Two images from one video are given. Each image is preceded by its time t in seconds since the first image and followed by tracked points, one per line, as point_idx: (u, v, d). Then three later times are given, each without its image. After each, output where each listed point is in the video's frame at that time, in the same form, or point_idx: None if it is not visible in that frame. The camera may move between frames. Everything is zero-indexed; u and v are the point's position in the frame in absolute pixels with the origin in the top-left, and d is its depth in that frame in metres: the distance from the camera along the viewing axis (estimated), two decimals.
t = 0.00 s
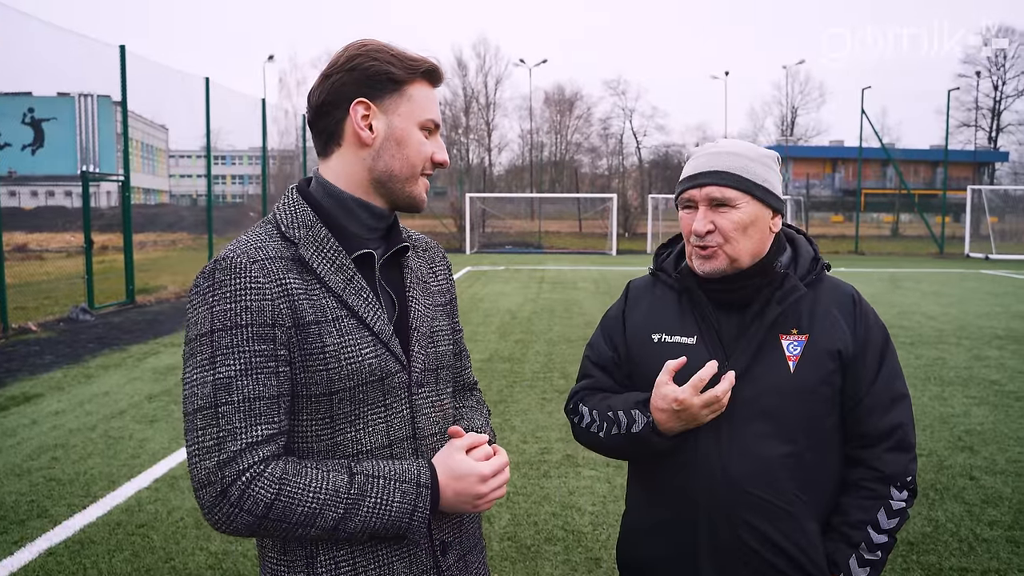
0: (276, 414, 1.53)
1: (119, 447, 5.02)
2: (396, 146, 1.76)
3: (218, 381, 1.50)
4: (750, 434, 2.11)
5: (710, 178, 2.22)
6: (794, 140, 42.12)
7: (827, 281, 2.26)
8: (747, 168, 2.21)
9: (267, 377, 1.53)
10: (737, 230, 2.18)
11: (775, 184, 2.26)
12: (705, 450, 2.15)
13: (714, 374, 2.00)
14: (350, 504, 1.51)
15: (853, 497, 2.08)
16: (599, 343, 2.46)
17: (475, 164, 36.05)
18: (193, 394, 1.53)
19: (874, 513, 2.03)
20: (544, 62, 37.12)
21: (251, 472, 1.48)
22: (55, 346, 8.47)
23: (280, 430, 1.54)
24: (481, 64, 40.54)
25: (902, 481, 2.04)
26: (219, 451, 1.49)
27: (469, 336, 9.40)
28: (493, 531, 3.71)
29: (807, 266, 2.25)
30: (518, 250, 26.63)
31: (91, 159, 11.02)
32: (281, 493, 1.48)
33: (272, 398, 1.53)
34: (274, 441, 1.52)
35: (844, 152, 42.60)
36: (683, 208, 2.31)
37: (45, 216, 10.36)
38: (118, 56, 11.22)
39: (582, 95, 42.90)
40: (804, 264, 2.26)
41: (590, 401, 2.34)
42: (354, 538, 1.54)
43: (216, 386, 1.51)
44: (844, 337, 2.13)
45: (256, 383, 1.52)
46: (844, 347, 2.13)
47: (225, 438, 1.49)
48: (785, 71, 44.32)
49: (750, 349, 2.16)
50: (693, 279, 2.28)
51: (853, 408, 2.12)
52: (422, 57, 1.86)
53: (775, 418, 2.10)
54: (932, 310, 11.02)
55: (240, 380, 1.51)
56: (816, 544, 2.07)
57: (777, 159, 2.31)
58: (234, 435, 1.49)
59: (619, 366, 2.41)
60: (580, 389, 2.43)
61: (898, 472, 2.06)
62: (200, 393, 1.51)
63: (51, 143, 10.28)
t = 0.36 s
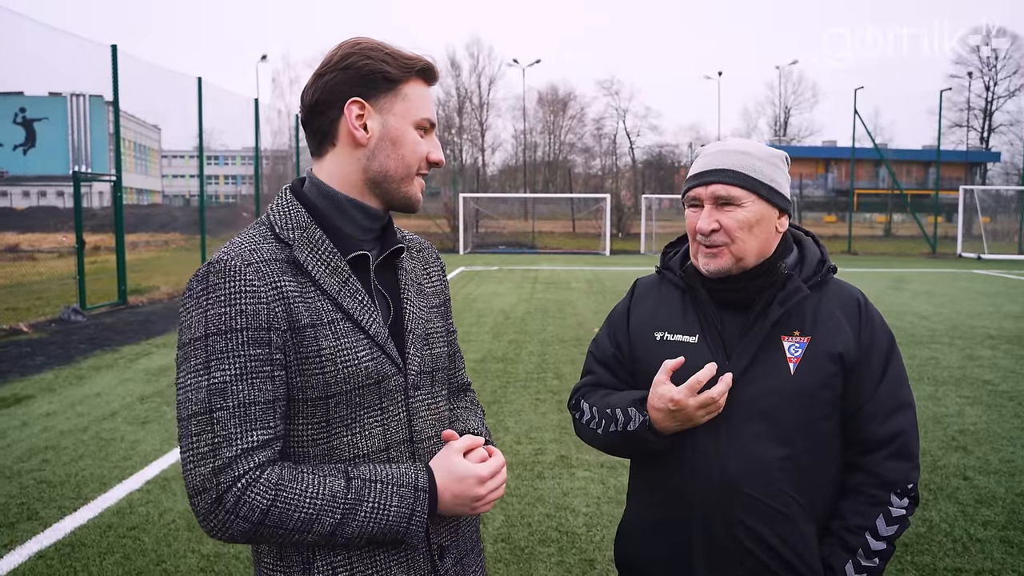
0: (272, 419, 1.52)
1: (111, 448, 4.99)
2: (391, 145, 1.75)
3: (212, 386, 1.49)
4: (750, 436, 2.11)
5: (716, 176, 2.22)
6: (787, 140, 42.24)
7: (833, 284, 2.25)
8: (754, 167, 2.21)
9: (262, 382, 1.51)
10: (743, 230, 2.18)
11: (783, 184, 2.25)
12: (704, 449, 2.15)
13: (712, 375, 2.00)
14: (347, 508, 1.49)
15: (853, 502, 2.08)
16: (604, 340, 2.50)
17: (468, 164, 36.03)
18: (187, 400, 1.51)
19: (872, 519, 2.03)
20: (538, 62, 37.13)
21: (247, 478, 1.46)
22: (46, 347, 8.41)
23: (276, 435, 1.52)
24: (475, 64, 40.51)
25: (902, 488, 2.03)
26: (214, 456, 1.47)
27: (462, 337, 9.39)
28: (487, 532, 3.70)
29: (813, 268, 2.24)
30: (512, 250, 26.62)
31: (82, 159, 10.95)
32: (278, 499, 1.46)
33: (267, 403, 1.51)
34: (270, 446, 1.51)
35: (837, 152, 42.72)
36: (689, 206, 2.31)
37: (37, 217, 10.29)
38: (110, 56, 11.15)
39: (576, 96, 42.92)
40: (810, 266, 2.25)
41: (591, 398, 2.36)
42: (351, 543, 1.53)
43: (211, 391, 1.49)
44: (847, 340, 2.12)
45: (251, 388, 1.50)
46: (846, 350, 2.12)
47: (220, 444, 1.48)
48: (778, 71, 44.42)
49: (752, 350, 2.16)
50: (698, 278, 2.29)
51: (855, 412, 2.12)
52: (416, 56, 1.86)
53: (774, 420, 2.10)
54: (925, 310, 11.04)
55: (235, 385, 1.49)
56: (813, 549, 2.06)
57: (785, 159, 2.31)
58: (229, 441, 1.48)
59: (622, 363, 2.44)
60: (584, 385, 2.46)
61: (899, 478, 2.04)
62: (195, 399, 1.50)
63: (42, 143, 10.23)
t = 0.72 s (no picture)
0: (255, 424, 1.50)
1: (104, 449, 4.97)
2: (374, 142, 1.74)
3: (193, 391, 1.47)
4: (754, 437, 2.10)
5: (722, 175, 2.23)
6: (782, 140, 42.33)
7: (841, 285, 2.25)
8: (761, 167, 2.21)
9: (245, 386, 1.49)
10: (749, 229, 2.19)
11: (790, 185, 2.26)
12: (708, 449, 2.14)
13: (715, 373, 2.00)
14: (334, 515, 1.48)
15: (860, 504, 2.07)
16: (610, 339, 2.50)
17: (463, 164, 36.01)
18: (167, 405, 1.49)
19: (878, 522, 2.02)
20: (533, 62, 37.10)
21: (231, 485, 1.44)
22: (40, 348, 8.36)
23: (259, 440, 1.51)
24: (470, 64, 40.49)
25: (910, 491, 2.03)
26: (196, 463, 1.45)
27: (457, 337, 9.39)
28: (481, 534, 3.69)
29: (820, 268, 2.24)
30: (507, 250, 26.61)
31: (76, 160, 10.91)
32: (263, 507, 1.44)
33: (250, 408, 1.50)
34: (253, 451, 1.49)
35: (832, 153, 42.80)
36: (696, 205, 2.33)
37: (31, 217, 10.25)
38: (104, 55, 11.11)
39: (571, 96, 42.93)
40: (817, 266, 2.24)
41: (595, 396, 2.36)
42: (338, 552, 1.51)
43: (192, 396, 1.47)
44: (854, 341, 2.12)
45: (234, 393, 1.48)
46: (852, 351, 2.11)
47: (202, 451, 1.46)
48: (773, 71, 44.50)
49: (757, 349, 2.15)
50: (704, 277, 2.30)
51: (861, 413, 2.11)
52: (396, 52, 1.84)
53: (779, 421, 2.09)
54: (920, 310, 11.07)
55: (217, 389, 1.48)
56: (816, 551, 2.05)
57: (794, 159, 2.31)
58: (211, 447, 1.46)
59: (627, 362, 2.44)
60: (589, 383, 2.45)
61: (907, 481, 2.04)
62: (175, 404, 1.48)
63: (36, 143, 10.19)
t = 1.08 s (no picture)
0: (227, 446, 1.48)
1: (100, 451, 4.95)
2: (357, 146, 1.73)
3: (164, 412, 1.44)
4: (765, 436, 2.09)
5: (730, 176, 2.23)
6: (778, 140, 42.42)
7: (848, 284, 2.25)
8: (771, 168, 2.22)
9: (218, 407, 1.47)
10: (758, 230, 2.18)
11: (797, 186, 2.26)
12: (718, 448, 2.14)
13: (713, 370, 1.98)
14: (310, 541, 1.48)
15: (871, 504, 2.07)
16: (616, 338, 2.49)
17: (459, 164, 36.01)
18: (134, 425, 1.45)
19: (891, 521, 2.02)
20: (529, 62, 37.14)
21: (203, 511, 1.43)
22: (35, 348, 8.32)
23: (232, 463, 1.49)
24: (465, 64, 40.48)
25: (921, 490, 2.02)
26: (166, 487, 1.43)
27: (453, 337, 9.38)
28: (479, 535, 3.68)
29: (828, 268, 2.23)
30: (503, 251, 26.63)
31: (72, 160, 10.85)
32: (236, 534, 1.43)
33: (222, 430, 1.48)
34: (226, 475, 1.47)
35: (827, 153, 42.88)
36: (704, 207, 2.33)
37: (27, 217, 10.25)
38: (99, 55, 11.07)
39: (566, 96, 42.95)
40: (824, 266, 2.24)
41: (601, 398, 2.35)
42: None
43: (162, 418, 1.44)
44: (863, 340, 2.12)
45: (207, 414, 1.46)
46: (862, 349, 2.11)
47: (172, 475, 1.43)
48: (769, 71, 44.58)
49: (766, 348, 2.15)
50: (711, 278, 2.29)
51: (873, 411, 2.11)
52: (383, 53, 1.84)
53: (789, 420, 2.08)
54: (916, 310, 11.10)
55: (188, 411, 1.45)
56: (827, 550, 2.04)
57: (801, 161, 2.32)
58: (182, 471, 1.44)
59: (633, 362, 2.43)
60: (596, 383, 2.44)
61: (919, 480, 2.03)
62: (143, 425, 1.44)
63: (31, 143, 10.16)
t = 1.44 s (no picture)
0: (242, 443, 1.48)
1: (98, 450, 4.94)
2: (357, 141, 1.72)
3: (177, 412, 1.44)
4: (769, 433, 2.09)
5: (727, 173, 2.24)
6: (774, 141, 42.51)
7: (848, 278, 2.26)
8: (767, 165, 2.22)
9: (230, 405, 1.47)
10: (755, 226, 2.19)
11: (794, 182, 2.26)
12: (722, 447, 2.13)
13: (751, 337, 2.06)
14: (328, 533, 1.48)
15: (872, 499, 2.07)
16: (619, 332, 2.48)
17: (456, 164, 36.02)
18: (149, 426, 1.46)
19: (892, 516, 2.02)
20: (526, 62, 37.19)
21: (220, 508, 1.43)
22: (32, 348, 8.30)
23: (246, 460, 1.49)
24: (462, 64, 40.50)
25: (923, 484, 2.03)
26: (183, 485, 1.43)
27: (451, 337, 9.38)
28: (480, 535, 3.68)
29: (828, 263, 2.24)
30: (500, 251, 26.65)
31: (69, 160, 10.81)
32: (255, 529, 1.44)
33: (236, 427, 1.48)
34: (242, 471, 1.47)
35: (824, 153, 42.94)
36: (703, 202, 2.33)
37: (23, 217, 10.23)
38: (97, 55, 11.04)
39: (563, 96, 42.98)
40: (824, 260, 2.25)
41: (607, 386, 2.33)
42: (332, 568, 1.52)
43: (176, 417, 1.44)
44: (866, 335, 2.13)
45: (220, 412, 1.46)
46: (865, 345, 2.12)
47: (188, 473, 1.43)
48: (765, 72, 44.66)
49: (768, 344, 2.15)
50: (712, 275, 2.29)
51: (875, 406, 2.11)
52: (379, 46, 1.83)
53: (793, 416, 2.09)
54: (914, 310, 11.13)
55: (202, 410, 1.45)
56: (832, 545, 2.05)
57: (797, 157, 2.32)
58: (198, 469, 1.44)
59: (639, 355, 2.42)
60: (597, 376, 2.42)
61: (920, 474, 2.04)
62: (158, 425, 1.44)
63: (28, 143, 10.15)
